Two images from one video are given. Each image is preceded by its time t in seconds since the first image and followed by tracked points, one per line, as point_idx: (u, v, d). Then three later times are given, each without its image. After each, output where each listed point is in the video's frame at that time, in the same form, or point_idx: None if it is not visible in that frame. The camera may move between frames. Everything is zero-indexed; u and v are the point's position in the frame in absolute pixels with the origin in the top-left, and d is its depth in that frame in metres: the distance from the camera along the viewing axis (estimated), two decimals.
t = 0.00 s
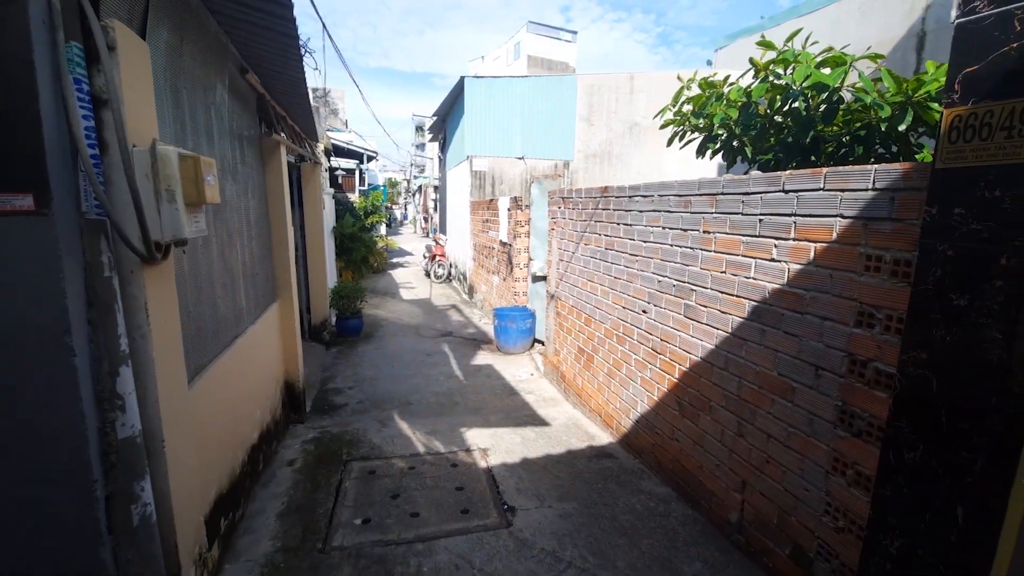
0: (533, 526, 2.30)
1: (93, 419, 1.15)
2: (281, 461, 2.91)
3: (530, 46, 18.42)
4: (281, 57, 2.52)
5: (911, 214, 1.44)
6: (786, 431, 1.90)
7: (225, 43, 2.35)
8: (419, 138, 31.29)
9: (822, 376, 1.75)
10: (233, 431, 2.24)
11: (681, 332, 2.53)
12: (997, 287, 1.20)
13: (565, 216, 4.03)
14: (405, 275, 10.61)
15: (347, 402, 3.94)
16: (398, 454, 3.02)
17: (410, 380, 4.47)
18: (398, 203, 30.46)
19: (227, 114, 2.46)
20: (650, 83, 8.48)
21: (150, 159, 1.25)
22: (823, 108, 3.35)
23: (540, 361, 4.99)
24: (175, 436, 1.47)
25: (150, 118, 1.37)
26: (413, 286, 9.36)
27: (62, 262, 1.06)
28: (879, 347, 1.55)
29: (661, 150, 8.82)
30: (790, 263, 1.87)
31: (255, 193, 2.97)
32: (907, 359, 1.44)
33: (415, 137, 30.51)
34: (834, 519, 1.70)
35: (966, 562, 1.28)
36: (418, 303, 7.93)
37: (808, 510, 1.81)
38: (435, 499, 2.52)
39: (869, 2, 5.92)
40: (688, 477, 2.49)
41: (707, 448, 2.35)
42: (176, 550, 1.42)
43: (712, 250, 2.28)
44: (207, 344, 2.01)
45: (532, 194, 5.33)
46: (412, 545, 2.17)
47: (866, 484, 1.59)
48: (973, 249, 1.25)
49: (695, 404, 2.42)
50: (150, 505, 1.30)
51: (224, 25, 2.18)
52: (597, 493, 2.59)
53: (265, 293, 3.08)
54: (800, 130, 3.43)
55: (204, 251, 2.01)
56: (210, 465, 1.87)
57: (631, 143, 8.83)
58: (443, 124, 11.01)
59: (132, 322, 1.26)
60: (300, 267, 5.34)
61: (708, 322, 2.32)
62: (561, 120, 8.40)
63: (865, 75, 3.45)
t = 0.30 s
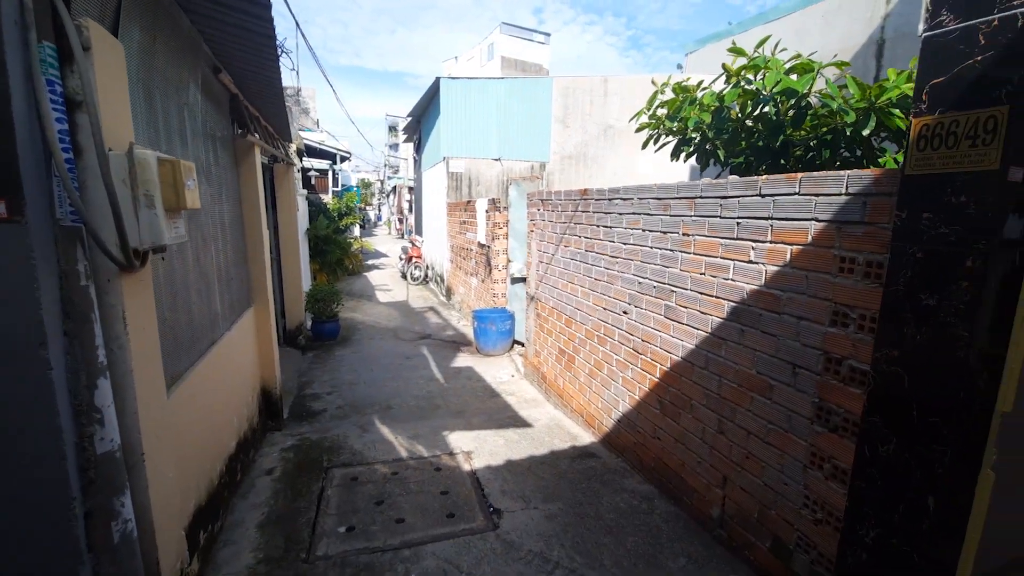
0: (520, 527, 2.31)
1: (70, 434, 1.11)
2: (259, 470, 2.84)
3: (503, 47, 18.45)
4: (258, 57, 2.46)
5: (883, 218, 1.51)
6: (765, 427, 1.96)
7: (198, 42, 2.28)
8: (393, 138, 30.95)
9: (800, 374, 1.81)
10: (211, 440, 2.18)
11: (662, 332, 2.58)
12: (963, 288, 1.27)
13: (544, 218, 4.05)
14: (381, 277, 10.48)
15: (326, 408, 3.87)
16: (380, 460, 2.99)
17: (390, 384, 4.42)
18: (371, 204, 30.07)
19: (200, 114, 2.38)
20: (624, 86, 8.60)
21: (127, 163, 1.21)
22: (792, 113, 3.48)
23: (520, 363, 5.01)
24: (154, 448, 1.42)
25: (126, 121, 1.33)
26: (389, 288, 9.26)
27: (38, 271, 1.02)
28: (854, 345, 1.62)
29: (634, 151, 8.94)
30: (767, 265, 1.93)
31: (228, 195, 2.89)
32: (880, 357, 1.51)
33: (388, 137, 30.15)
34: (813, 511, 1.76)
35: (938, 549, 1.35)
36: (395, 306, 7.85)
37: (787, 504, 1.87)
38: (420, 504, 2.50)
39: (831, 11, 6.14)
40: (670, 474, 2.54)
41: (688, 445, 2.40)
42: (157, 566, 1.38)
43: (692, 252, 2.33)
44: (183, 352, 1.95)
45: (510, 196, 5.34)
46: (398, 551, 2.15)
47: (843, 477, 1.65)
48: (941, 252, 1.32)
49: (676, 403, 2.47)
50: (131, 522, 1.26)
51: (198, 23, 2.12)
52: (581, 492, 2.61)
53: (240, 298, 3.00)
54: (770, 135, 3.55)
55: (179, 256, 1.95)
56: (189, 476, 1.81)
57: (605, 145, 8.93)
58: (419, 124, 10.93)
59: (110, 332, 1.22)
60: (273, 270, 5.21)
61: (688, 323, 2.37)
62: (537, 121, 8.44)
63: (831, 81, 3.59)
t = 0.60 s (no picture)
0: (514, 524, 2.35)
1: (76, 442, 1.09)
2: (246, 476, 2.80)
3: (478, 47, 18.42)
4: (245, 57, 2.43)
5: (861, 221, 1.60)
6: (750, 420, 2.04)
7: (183, 40, 2.24)
8: (366, 137, 30.52)
9: (783, 369, 1.90)
10: (201, 446, 2.14)
11: (648, 330, 2.65)
12: (936, 286, 1.37)
13: (528, 219, 4.09)
14: (358, 278, 10.35)
15: (310, 411, 3.82)
16: (369, 462, 2.98)
17: (374, 386, 4.39)
18: (345, 204, 29.60)
19: (184, 114, 2.33)
20: (600, 88, 8.68)
21: (129, 166, 1.19)
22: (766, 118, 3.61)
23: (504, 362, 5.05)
24: (154, 455, 1.40)
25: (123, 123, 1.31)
26: (367, 289, 9.16)
27: (44, 277, 1.01)
28: (834, 341, 1.71)
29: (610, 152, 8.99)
30: (751, 265, 2.01)
31: (211, 196, 2.83)
32: (859, 351, 1.60)
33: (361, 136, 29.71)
34: (797, 499, 1.85)
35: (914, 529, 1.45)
36: (374, 307, 7.78)
37: (772, 493, 1.96)
38: (413, 505, 2.51)
39: (798, 17, 6.36)
40: (658, 468, 2.61)
41: (675, 440, 2.48)
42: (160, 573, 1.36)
43: (677, 252, 2.41)
44: (172, 356, 1.91)
45: (492, 196, 5.37)
46: (395, 552, 2.16)
47: (825, 465, 1.74)
48: (916, 253, 1.42)
49: (663, 399, 2.55)
50: (135, 530, 1.25)
51: (183, 21, 2.07)
52: (572, 488, 2.67)
53: (223, 301, 2.94)
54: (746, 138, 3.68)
55: (167, 259, 1.91)
56: (184, 483, 1.79)
57: (583, 146, 9.01)
58: (396, 124, 10.84)
59: (112, 338, 1.20)
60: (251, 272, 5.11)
61: (675, 321, 2.45)
62: (515, 122, 8.48)
63: (803, 88, 3.74)
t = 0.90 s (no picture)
0: (514, 517, 2.41)
1: (104, 443, 1.10)
2: (240, 479, 2.78)
3: (453, 46, 18.36)
4: (239, 57, 2.42)
5: (844, 222, 1.71)
6: (740, 411, 2.15)
7: (175, 39, 2.21)
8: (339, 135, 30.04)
9: (772, 361, 2.01)
10: (200, 448, 2.13)
11: (640, 327, 2.75)
12: (915, 282, 1.49)
13: (515, 219, 4.15)
14: (337, 279, 10.23)
15: (299, 413, 3.79)
16: (365, 462, 2.99)
17: (362, 387, 4.38)
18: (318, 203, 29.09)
19: (177, 114, 2.30)
20: (579, 89, 8.78)
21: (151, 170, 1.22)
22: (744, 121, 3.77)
23: (490, 361, 5.10)
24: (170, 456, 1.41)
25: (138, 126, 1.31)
26: (346, 290, 9.07)
27: (76, 280, 1.01)
28: (820, 334, 1.82)
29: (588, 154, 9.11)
30: (740, 263, 2.12)
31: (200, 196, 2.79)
32: (844, 343, 1.72)
33: (334, 134, 29.24)
34: (785, 483, 1.96)
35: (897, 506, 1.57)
36: (355, 308, 7.71)
37: (761, 478, 2.07)
38: (413, 502, 2.54)
39: (768, 23, 6.58)
40: (650, 459, 2.71)
41: (667, 431, 2.57)
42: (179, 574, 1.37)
43: (668, 252, 2.50)
44: (175, 359, 1.90)
45: (476, 196, 5.41)
46: (399, 548, 2.19)
47: (812, 451, 1.86)
48: (897, 251, 1.54)
49: (655, 393, 2.64)
50: (158, 531, 1.25)
51: (179, 21, 2.06)
52: (567, 481, 2.74)
53: (213, 302, 2.91)
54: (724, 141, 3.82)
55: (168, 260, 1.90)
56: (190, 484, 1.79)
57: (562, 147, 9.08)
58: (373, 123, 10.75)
59: (134, 340, 1.21)
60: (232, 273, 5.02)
61: (666, 318, 2.55)
62: (495, 122, 8.52)
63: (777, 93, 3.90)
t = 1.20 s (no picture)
0: (507, 513, 2.44)
1: (111, 447, 1.09)
2: (227, 484, 2.74)
3: (426, 44, 18.23)
4: (224, 55, 2.38)
5: (823, 220, 1.81)
6: (725, 402, 2.24)
7: (159, 36, 2.17)
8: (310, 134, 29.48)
9: (755, 354, 2.09)
10: (189, 452, 2.10)
11: (626, 323, 2.82)
12: (889, 277, 1.60)
13: (499, 218, 4.18)
14: (312, 280, 10.06)
15: (282, 417, 3.74)
16: (354, 463, 2.98)
17: (346, 388, 4.35)
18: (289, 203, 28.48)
19: (160, 113, 2.25)
20: (555, 89, 8.84)
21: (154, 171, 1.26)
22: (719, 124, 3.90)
23: (474, 360, 5.11)
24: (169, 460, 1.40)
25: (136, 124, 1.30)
26: (323, 291, 8.94)
27: (84, 283, 1.01)
28: (801, 327, 1.91)
29: (566, 154, 9.16)
30: (724, 261, 2.20)
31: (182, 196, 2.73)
32: (824, 335, 1.81)
33: (305, 133, 28.64)
34: (769, 470, 2.05)
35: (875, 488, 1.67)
36: (334, 309, 7.61)
37: (746, 466, 2.15)
38: (406, 501, 2.55)
39: (737, 27, 6.77)
40: (636, 452, 2.79)
41: (654, 424, 2.65)
42: None
43: (654, 250, 2.58)
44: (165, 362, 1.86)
45: (458, 196, 5.42)
46: (395, 547, 2.20)
47: (795, 438, 1.95)
48: (872, 248, 1.64)
49: (641, 387, 2.72)
50: (162, 536, 1.24)
51: (163, 18, 2.02)
52: (557, 476, 2.80)
53: (195, 304, 2.85)
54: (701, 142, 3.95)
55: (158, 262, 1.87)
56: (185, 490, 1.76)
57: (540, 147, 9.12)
58: (348, 121, 10.60)
59: (138, 343, 1.20)
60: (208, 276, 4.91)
61: (652, 314, 2.62)
62: (473, 122, 8.52)
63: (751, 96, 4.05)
